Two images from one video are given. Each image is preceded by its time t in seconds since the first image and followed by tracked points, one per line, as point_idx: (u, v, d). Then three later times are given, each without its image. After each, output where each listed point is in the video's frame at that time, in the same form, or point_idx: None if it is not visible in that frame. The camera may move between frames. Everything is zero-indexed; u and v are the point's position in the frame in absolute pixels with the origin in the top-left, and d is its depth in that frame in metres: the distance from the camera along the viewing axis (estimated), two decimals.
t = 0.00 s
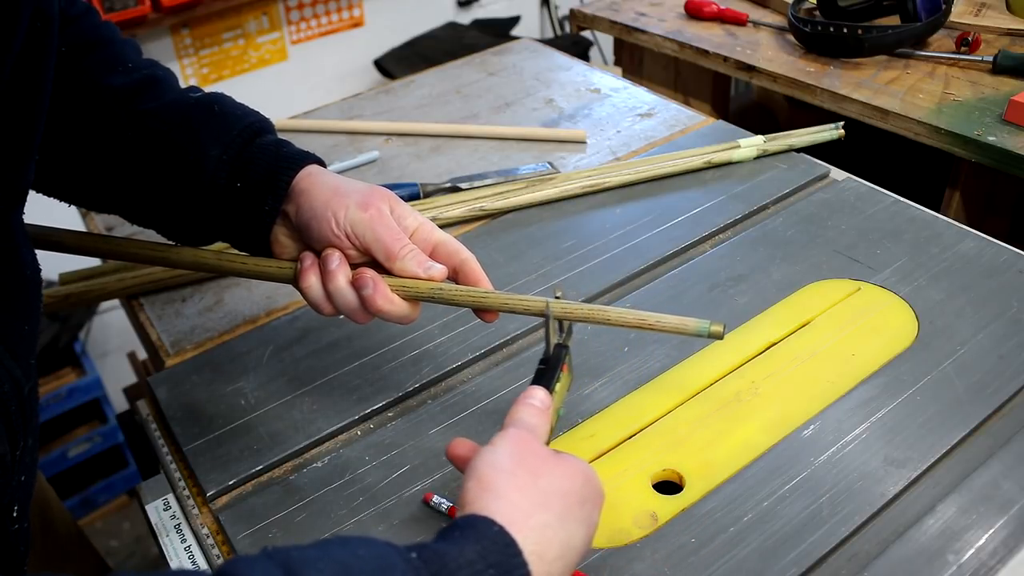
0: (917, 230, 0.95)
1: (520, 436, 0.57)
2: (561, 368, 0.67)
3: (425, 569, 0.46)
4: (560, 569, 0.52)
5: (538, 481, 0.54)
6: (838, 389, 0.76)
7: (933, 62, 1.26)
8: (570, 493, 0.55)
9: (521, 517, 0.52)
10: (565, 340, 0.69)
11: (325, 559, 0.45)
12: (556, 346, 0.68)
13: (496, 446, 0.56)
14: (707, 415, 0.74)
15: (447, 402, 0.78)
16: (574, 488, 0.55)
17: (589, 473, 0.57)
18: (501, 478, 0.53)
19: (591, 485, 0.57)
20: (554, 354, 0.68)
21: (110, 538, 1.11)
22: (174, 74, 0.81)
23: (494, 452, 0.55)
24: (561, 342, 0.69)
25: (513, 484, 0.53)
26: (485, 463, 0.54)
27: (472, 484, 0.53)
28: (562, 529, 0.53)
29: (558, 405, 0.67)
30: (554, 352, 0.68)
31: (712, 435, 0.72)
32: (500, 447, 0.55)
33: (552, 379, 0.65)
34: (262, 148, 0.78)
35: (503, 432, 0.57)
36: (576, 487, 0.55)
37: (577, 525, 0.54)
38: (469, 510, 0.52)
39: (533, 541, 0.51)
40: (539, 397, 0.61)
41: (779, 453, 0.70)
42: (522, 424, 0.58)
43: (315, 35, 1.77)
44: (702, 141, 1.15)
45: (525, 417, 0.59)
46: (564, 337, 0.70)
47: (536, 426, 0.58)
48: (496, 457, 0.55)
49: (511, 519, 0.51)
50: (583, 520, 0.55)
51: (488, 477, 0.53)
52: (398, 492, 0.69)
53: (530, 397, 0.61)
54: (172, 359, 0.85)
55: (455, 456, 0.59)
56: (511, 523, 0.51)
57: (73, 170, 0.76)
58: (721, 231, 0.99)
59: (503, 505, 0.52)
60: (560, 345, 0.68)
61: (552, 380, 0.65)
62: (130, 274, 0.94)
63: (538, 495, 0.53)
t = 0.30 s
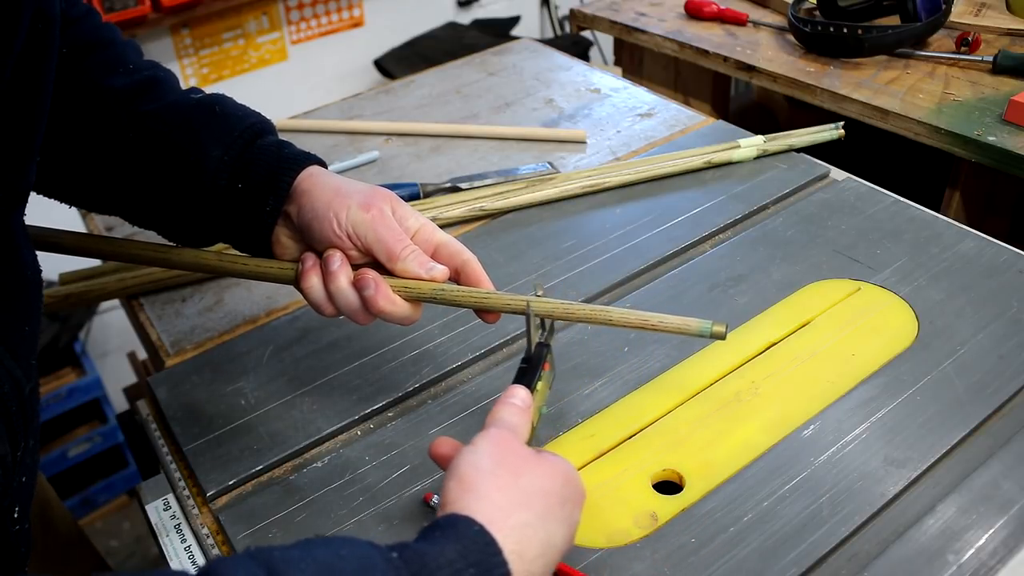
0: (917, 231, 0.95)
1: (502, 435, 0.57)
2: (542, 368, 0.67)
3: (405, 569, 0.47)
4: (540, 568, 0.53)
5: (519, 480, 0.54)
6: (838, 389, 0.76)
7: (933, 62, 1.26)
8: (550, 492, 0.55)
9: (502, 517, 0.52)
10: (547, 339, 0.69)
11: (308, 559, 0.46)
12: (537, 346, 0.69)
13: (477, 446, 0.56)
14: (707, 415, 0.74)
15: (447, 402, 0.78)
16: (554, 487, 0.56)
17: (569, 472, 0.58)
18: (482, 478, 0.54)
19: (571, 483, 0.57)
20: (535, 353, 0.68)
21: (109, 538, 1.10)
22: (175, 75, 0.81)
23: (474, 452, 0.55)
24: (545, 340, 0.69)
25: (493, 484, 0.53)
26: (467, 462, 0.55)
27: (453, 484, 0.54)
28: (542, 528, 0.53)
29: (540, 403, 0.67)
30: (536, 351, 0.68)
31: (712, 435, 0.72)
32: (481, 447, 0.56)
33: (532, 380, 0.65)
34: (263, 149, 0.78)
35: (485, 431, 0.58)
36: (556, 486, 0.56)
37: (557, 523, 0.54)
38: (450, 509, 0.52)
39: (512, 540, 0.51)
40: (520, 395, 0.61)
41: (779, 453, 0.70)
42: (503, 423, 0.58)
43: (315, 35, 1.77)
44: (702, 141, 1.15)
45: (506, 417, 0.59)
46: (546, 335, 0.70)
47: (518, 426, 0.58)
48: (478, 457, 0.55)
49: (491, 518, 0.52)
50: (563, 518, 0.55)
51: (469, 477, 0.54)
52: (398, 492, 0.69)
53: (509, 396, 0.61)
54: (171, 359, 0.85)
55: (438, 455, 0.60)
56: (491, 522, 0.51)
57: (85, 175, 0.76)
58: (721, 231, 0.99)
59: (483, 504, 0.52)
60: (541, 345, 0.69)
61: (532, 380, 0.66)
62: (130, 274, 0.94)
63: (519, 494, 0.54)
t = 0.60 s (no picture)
0: (917, 231, 0.95)
1: (483, 434, 0.58)
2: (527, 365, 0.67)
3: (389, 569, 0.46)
4: (522, 566, 0.53)
5: (501, 478, 0.55)
6: (838, 389, 0.76)
7: (933, 62, 1.26)
8: (531, 489, 0.56)
9: (483, 514, 0.52)
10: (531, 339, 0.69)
11: (288, 558, 0.46)
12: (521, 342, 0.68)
13: (459, 445, 0.56)
14: (707, 415, 0.74)
15: (446, 403, 0.78)
16: (535, 485, 0.56)
17: (549, 470, 0.58)
18: (465, 477, 0.54)
19: (552, 482, 0.58)
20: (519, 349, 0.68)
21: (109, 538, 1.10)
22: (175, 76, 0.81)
23: (457, 450, 0.56)
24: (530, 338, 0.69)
25: (475, 482, 0.54)
26: (449, 461, 0.55)
27: (436, 483, 0.54)
28: (524, 527, 0.54)
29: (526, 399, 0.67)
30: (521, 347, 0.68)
31: (712, 435, 0.72)
32: (463, 445, 0.56)
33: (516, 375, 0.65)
34: (262, 149, 0.78)
35: (468, 430, 0.58)
36: (537, 484, 0.56)
37: (538, 521, 0.55)
38: (432, 508, 0.52)
39: (493, 538, 0.52)
40: (502, 393, 0.61)
41: (779, 453, 0.70)
42: (484, 422, 0.59)
43: (315, 35, 1.77)
44: (702, 141, 1.15)
45: (488, 415, 0.59)
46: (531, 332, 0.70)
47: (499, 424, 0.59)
48: (460, 456, 0.55)
49: (473, 515, 0.52)
50: (543, 516, 0.56)
51: (452, 476, 0.54)
52: (398, 492, 0.69)
53: (492, 394, 0.61)
54: (171, 359, 0.85)
55: (422, 453, 0.60)
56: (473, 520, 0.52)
57: (84, 176, 0.76)
58: (721, 230, 0.99)
59: (465, 502, 0.53)
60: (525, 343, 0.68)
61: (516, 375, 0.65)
62: (129, 274, 0.94)
63: (500, 492, 0.54)
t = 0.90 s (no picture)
0: (917, 230, 0.95)
1: (467, 432, 0.57)
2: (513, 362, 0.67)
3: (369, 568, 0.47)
4: (505, 564, 0.53)
5: (484, 476, 0.55)
6: (838, 388, 0.76)
7: (933, 62, 1.26)
8: (515, 487, 0.56)
9: (466, 513, 0.52)
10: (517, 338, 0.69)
11: (271, 558, 0.46)
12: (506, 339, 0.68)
13: (443, 444, 0.56)
14: (707, 415, 0.74)
15: (446, 403, 0.78)
16: (519, 482, 0.56)
17: (534, 467, 0.58)
18: (448, 475, 0.54)
19: (536, 479, 0.58)
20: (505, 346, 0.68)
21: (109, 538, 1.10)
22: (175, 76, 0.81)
23: (441, 449, 0.56)
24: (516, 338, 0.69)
25: (457, 481, 0.54)
26: (432, 460, 0.55)
27: (419, 482, 0.54)
28: (507, 525, 0.54)
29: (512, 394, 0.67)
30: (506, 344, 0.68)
31: (712, 435, 0.72)
32: (446, 444, 0.56)
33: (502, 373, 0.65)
34: (262, 150, 0.78)
35: (452, 428, 0.58)
36: (521, 482, 0.56)
37: (521, 519, 0.55)
38: (416, 507, 0.52)
39: (476, 537, 0.52)
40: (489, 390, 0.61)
41: (779, 453, 0.70)
42: (469, 420, 0.59)
43: (315, 35, 1.77)
44: (702, 141, 1.15)
45: (473, 413, 0.59)
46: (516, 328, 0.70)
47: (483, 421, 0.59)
48: (444, 455, 0.55)
49: (456, 514, 0.52)
50: (527, 513, 0.56)
51: (435, 475, 0.54)
52: (398, 492, 0.69)
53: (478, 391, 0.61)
54: (171, 359, 0.85)
55: (407, 449, 0.61)
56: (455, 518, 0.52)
57: (84, 176, 0.76)
58: (721, 230, 0.99)
59: (448, 502, 0.53)
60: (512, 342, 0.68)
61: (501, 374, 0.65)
62: (129, 274, 0.94)
63: (483, 490, 0.54)
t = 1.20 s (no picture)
0: (917, 231, 0.95)
1: (450, 424, 0.57)
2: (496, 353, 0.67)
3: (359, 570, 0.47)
4: (487, 556, 0.53)
5: (466, 468, 0.55)
6: (838, 388, 0.76)
7: (932, 62, 1.26)
8: (497, 478, 0.56)
9: (447, 506, 0.52)
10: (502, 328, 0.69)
11: (252, 550, 0.46)
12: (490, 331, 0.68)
13: (426, 437, 0.56)
14: (707, 415, 0.74)
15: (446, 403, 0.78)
16: (502, 474, 0.56)
17: (517, 459, 0.58)
18: (430, 468, 0.54)
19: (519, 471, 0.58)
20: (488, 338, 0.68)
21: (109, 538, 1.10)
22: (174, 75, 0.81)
23: (424, 441, 0.56)
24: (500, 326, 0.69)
25: (439, 473, 0.54)
26: (415, 452, 0.55)
27: (402, 475, 0.54)
28: (490, 517, 0.54)
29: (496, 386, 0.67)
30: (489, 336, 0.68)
31: (712, 435, 0.73)
32: (429, 436, 0.56)
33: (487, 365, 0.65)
34: (261, 148, 0.78)
35: (435, 421, 0.58)
36: (505, 474, 0.56)
37: (503, 510, 0.55)
38: (399, 499, 0.53)
39: (457, 529, 0.52)
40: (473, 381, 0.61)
41: (779, 453, 0.70)
42: (452, 412, 0.59)
43: (315, 35, 1.77)
44: (702, 141, 1.15)
45: (456, 405, 0.59)
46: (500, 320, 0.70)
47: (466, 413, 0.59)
48: (426, 448, 0.55)
49: (438, 506, 0.52)
50: (510, 505, 0.56)
51: (417, 468, 0.54)
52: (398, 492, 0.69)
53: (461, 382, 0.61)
54: (171, 359, 0.85)
55: (392, 441, 0.61)
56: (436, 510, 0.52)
57: (84, 176, 0.76)
58: (721, 231, 0.99)
59: (429, 494, 0.53)
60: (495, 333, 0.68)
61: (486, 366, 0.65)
62: (129, 275, 0.94)
63: (464, 482, 0.54)
